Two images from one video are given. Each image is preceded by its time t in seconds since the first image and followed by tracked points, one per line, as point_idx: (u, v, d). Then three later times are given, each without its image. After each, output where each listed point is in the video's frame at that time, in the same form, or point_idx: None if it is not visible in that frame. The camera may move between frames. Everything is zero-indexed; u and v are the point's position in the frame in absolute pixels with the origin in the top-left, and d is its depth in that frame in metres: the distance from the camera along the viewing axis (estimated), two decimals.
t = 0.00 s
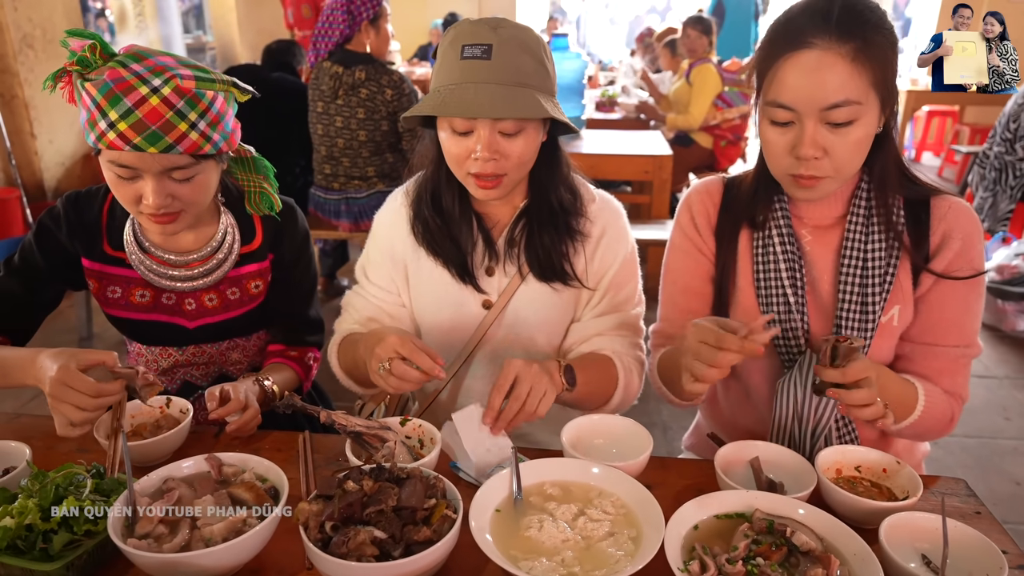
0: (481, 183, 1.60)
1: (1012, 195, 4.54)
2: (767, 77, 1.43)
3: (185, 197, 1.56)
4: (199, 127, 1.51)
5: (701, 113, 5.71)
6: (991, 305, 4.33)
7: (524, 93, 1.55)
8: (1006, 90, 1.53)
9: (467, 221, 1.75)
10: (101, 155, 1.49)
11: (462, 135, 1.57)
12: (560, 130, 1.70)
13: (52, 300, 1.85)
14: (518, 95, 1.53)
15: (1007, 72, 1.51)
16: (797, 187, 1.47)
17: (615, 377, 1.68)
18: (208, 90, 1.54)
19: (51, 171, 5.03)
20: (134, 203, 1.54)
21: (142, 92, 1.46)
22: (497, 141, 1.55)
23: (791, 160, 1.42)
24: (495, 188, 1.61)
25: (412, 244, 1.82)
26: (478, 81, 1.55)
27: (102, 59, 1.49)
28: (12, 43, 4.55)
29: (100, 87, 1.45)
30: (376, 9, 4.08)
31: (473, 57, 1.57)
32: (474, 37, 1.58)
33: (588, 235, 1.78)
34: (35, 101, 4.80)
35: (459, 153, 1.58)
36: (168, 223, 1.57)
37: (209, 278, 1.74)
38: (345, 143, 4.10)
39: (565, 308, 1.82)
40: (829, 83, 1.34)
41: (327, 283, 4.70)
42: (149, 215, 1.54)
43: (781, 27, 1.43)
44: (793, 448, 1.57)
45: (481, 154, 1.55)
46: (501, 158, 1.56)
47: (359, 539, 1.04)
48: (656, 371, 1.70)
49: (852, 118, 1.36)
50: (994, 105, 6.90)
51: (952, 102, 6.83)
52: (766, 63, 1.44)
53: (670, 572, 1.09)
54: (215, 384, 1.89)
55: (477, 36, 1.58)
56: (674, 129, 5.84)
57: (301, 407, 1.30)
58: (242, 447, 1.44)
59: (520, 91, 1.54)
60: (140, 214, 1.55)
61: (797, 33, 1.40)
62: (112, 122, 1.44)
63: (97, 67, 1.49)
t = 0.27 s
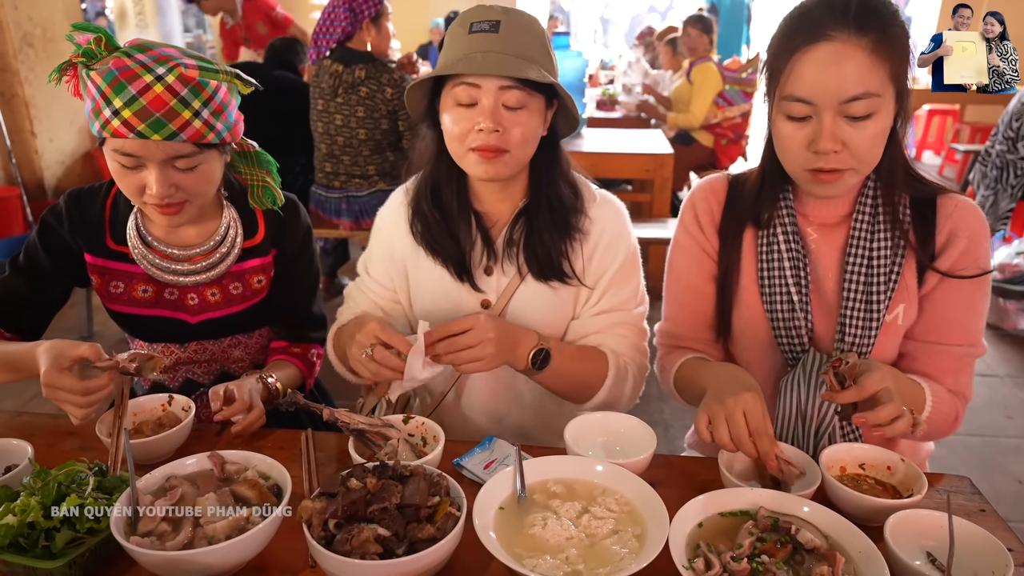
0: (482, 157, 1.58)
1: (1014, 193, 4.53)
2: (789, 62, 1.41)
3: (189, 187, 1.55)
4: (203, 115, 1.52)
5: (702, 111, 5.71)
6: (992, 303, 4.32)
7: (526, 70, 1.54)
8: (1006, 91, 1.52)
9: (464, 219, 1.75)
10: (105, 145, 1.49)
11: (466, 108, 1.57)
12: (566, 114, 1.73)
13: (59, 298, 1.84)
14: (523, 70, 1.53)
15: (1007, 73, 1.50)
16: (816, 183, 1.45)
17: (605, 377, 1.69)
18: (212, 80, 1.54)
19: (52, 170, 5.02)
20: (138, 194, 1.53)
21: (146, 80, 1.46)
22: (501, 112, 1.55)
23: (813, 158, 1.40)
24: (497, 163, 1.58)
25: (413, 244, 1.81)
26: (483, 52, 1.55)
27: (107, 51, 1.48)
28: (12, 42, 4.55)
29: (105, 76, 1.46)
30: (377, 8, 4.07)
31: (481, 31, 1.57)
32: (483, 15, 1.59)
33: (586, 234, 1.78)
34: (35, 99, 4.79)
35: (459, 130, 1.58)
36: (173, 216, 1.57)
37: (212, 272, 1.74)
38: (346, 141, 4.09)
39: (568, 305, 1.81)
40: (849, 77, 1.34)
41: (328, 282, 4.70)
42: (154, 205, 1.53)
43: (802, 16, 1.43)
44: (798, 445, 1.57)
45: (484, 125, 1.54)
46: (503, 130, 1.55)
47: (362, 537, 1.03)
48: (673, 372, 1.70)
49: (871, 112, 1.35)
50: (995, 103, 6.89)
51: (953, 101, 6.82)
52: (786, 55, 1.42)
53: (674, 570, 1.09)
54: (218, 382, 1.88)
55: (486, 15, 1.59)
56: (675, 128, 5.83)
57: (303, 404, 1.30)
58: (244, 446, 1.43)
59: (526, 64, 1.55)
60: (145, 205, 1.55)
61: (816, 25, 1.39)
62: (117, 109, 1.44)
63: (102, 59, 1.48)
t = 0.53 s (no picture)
0: (483, 150, 1.59)
1: (1013, 192, 4.54)
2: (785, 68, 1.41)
3: (193, 184, 1.56)
4: (209, 114, 1.52)
5: (702, 110, 5.71)
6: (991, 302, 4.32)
7: (528, 64, 1.54)
8: (1006, 91, 1.53)
9: (459, 213, 1.76)
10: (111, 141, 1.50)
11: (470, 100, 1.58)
12: (565, 112, 1.74)
13: (66, 296, 1.83)
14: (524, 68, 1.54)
15: (1007, 73, 1.51)
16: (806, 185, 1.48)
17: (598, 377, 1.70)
18: (218, 79, 1.55)
19: (52, 169, 5.03)
20: (143, 190, 1.54)
21: (153, 78, 1.47)
22: (505, 105, 1.56)
23: (802, 161, 1.43)
24: (497, 156, 1.60)
25: (411, 241, 1.82)
26: (491, 46, 1.56)
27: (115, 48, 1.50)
28: (12, 41, 4.56)
29: (112, 73, 1.46)
30: (378, 7, 4.09)
31: (488, 27, 1.57)
32: (492, 11, 1.59)
33: (582, 232, 1.78)
34: (35, 98, 4.80)
35: (462, 123, 1.59)
36: (175, 212, 1.58)
37: (215, 270, 1.74)
38: (346, 140, 4.10)
39: (566, 302, 1.82)
40: (842, 84, 1.34)
41: (329, 281, 4.71)
42: (158, 202, 1.54)
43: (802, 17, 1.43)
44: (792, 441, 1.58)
45: (487, 117, 1.55)
46: (505, 123, 1.56)
47: (364, 532, 1.04)
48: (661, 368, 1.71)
49: (863, 123, 1.37)
50: (994, 102, 6.89)
51: (953, 100, 6.83)
52: (782, 60, 1.43)
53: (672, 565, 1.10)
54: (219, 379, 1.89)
55: (494, 12, 1.60)
56: (675, 127, 5.84)
57: (305, 401, 1.31)
58: (246, 443, 1.44)
59: (529, 59, 1.56)
60: (149, 203, 1.55)
61: (813, 32, 1.39)
62: (124, 107, 1.45)
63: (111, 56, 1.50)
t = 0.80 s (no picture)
0: (486, 154, 1.61)
1: (1013, 191, 4.55)
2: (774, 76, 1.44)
3: (197, 183, 1.58)
4: (212, 113, 1.53)
5: (702, 110, 5.72)
6: (991, 301, 4.34)
7: (524, 67, 1.56)
8: (1006, 91, 1.54)
9: (459, 213, 1.77)
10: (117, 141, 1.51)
11: (472, 106, 1.59)
12: (561, 112, 1.75)
13: (68, 290, 1.84)
14: (524, 73, 1.55)
15: (1007, 73, 1.52)
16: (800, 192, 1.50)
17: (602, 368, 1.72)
18: (221, 78, 1.56)
19: (54, 168, 5.04)
20: (148, 189, 1.56)
21: (156, 78, 1.48)
22: (506, 108, 1.58)
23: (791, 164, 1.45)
24: (498, 161, 1.62)
25: (411, 241, 1.83)
26: (491, 51, 1.56)
27: (118, 49, 1.51)
28: (14, 41, 4.57)
29: (116, 74, 1.48)
30: (379, 7, 4.11)
31: (487, 31, 1.58)
32: (489, 15, 1.60)
33: (580, 227, 1.81)
34: (37, 98, 4.81)
35: (463, 126, 1.60)
36: (180, 210, 1.59)
37: (219, 268, 1.76)
38: (348, 140, 4.11)
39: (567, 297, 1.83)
40: (829, 89, 1.36)
41: (330, 280, 4.72)
42: (164, 201, 1.55)
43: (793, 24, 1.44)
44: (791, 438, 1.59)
45: (489, 122, 1.57)
46: (507, 129, 1.58)
47: (370, 528, 1.05)
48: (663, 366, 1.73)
49: (851, 128, 1.38)
50: (994, 101, 6.91)
51: (952, 99, 6.84)
52: (773, 67, 1.45)
53: (675, 561, 1.11)
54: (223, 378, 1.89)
55: (491, 16, 1.61)
56: (675, 126, 5.85)
57: (311, 399, 1.32)
58: (251, 441, 1.45)
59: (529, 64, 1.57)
60: (155, 202, 1.57)
61: (804, 38, 1.41)
62: (129, 107, 1.46)
63: (114, 57, 1.51)
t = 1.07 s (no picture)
0: (490, 161, 1.63)
1: (1011, 192, 4.57)
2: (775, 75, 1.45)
3: (200, 181, 1.58)
4: (213, 110, 1.54)
5: (702, 110, 5.73)
6: (990, 300, 4.35)
7: (529, 74, 1.57)
8: (1006, 91, 1.55)
9: (460, 213, 1.79)
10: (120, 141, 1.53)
11: (476, 110, 1.60)
12: (562, 113, 1.76)
13: (77, 291, 1.83)
14: (534, 83, 1.56)
15: (1007, 73, 1.53)
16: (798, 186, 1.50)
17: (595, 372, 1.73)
18: (220, 75, 1.57)
19: (55, 168, 5.05)
20: (153, 188, 1.57)
21: (157, 77, 1.50)
22: (512, 116, 1.59)
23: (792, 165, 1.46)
24: (502, 169, 1.64)
25: (413, 241, 1.84)
26: (496, 59, 1.57)
27: (118, 49, 1.52)
28: (15, 41, 4.57)
29: (117, 73, 1.49)
30: (381, 8, 4.11)
31: (492, 36, 1.59)
32: (494, 19, 1.61)
33: (580, 225, 1.82)
34: (38, 98, 4.81)
35: (470, 132, 1.61)
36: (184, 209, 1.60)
37: (223, 265, 1.77)
38: (349, 140, 4.12)
39: (568, 294, 1.85)
40: (831, 93, 1.37)
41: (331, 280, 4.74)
42: (167, 200, 1.56)
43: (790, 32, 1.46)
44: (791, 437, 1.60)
45: (496, 129, 1.58)
46: (513, 134, 1.60)
47: (375, 525, 1.07)
48: (673, 369, 1.74)
49: (850, 129, 1.39)
50: (993, 102, 6.92)
51: (951, 100, 6.85)
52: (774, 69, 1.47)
53: (676, 558, 1.12)
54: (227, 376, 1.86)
55: (495, 20, 1.62)
56: (675, 126, 5.86)
57: (315, 398, 1.33)
58: (257, 438, 1.47)
59: (533, 69, 1.58)
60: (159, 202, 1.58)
61: (803, 39, 1.42)
62: (130, 106, 1.48)
63: (114, 57, 1.53)
